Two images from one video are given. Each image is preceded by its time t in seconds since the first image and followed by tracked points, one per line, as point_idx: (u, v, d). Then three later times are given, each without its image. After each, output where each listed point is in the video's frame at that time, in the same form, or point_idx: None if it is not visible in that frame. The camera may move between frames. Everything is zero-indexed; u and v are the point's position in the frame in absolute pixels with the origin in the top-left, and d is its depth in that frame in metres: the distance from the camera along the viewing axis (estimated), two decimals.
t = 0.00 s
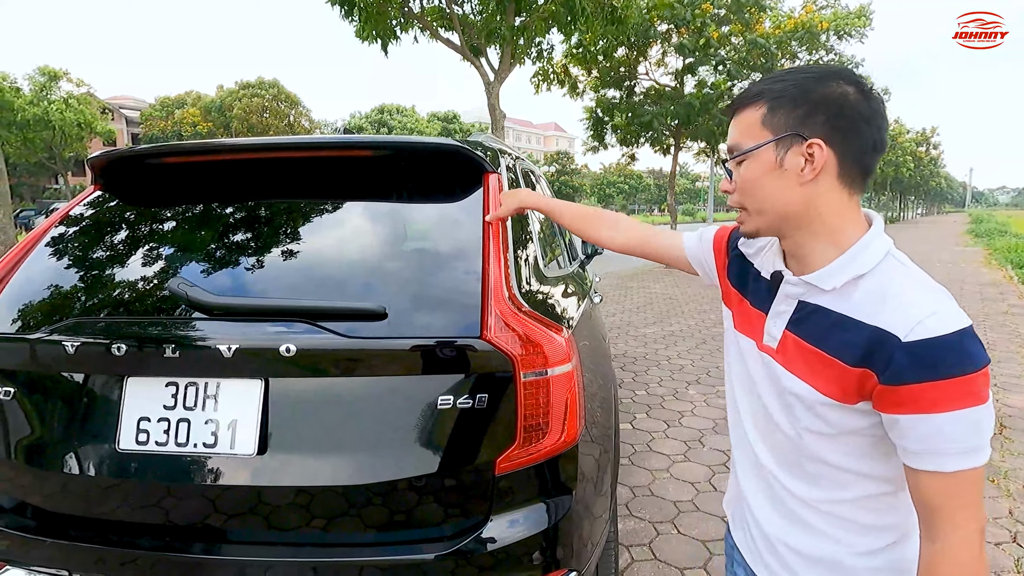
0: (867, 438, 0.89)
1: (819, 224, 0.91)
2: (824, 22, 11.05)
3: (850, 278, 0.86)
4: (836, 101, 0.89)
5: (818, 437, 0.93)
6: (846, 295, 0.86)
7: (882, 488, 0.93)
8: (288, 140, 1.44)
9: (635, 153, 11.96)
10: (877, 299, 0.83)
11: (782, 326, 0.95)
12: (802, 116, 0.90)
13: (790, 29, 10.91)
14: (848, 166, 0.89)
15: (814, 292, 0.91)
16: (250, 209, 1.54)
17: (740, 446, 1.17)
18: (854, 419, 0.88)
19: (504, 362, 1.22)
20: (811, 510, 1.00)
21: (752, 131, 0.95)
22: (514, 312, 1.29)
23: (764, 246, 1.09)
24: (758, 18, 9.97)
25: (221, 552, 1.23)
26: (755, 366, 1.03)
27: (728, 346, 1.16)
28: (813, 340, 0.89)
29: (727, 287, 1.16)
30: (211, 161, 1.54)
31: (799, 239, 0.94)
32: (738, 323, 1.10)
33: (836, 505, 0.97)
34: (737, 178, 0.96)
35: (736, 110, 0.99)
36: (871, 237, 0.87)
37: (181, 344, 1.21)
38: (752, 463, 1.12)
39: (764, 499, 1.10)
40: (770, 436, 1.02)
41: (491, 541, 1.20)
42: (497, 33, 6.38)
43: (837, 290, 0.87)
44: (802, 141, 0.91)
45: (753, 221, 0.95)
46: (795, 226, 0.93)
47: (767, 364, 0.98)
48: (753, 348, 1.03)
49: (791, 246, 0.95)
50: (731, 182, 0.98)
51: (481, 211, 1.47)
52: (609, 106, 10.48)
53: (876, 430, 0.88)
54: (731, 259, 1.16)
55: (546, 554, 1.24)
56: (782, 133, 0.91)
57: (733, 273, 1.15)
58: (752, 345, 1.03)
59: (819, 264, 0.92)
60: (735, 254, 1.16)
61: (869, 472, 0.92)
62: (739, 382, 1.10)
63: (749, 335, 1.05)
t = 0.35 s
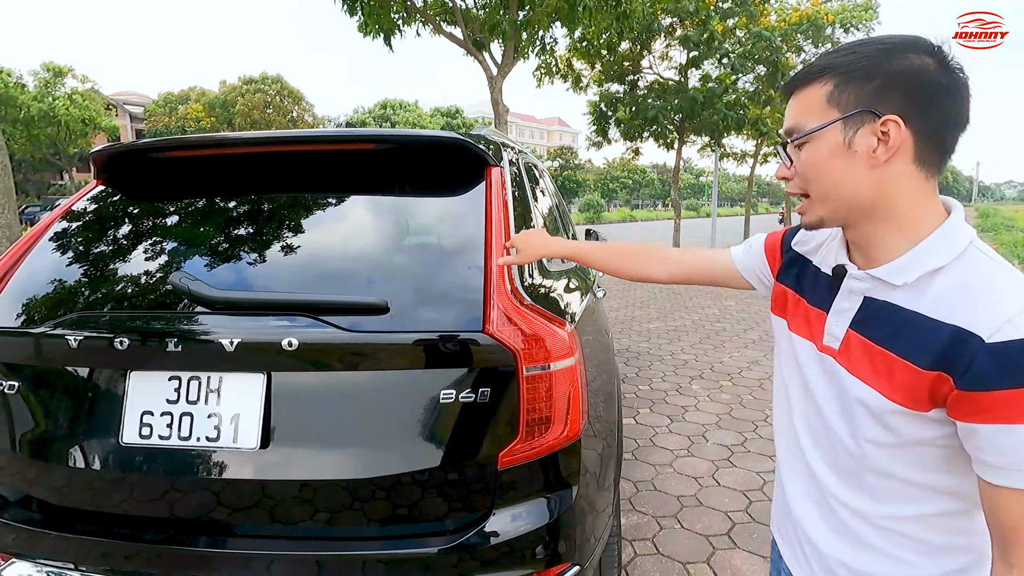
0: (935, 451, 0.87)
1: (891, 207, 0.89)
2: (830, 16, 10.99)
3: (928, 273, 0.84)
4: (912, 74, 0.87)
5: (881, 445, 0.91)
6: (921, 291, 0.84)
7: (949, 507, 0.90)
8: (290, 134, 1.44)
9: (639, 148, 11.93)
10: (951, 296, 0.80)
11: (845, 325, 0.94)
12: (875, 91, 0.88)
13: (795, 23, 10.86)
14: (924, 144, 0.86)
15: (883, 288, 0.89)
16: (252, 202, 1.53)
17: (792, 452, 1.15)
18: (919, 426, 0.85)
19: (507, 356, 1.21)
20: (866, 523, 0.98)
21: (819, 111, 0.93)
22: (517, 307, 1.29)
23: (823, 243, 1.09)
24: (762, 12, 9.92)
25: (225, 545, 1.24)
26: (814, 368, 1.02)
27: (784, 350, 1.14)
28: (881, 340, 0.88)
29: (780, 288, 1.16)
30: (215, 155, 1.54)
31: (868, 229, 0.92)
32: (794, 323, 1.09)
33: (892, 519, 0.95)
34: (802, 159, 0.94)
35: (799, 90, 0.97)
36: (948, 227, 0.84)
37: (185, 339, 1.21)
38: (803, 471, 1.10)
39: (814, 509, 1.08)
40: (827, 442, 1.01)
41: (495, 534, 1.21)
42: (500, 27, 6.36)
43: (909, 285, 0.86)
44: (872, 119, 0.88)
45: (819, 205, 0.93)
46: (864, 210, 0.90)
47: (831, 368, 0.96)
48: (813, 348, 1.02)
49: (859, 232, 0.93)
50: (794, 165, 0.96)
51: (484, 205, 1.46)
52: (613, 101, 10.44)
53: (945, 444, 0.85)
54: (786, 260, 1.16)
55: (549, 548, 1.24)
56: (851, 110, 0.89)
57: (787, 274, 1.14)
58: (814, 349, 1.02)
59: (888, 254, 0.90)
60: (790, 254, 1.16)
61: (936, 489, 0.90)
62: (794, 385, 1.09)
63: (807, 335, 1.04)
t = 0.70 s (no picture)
0: (988, 456, 0.81)
1: (949, 195, 0.85)
2: (834, 9, 10.93)
3: (985, 265, 0.78)
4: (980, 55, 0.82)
5: (931, 451, 0.84)
6: (978, 283, 0.78)
7: (1003, 520, 0.84)
8: (293, 128, 1.44)
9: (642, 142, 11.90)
10: (1013, 287, 0.75)
11: (891, 319, 0.88)
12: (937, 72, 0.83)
13: (799, 16, 10.80)
14: (990, 129, 0.82)
15: (936, 279, 0.83)
16: (255, 197, 1.54)
17: (823, 459, 1.08)
18: (970, 429, 0.79)
19: (509, 350, 1.21)
20: (908, 536, 0.90)
21: (876, 92, 0.89)
22: (519, 301, 1.29)
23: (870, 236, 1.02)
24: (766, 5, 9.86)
25: (230, 538, 1.24)
26: (852, 366, 0.96)
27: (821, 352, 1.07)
28: (929, 334, 0.82)
29: (823, 292, 1.08)
30: (218, 150, 1.54)
31: (924, 218, 0.87)
32: (836, 324, 1.01)
33: (935, 532, 0.87)
34: (853, 143, 0.90)
35: (854, 71, 0.93)
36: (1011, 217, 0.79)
37: (189, 333, 1.22)
38: (834, 478, 1.03)
39: (846, 520, 1.00)
40: (864, 445, 0.94)
41: (497, 528, 1.21)
42: (503, 21, 6.34)
43: (965, 276, 0.80)
44: (934, 102, 0.84)
45: (869, 191, 0.90)
46: (919, 198, 0.86)
47: (872, 366, 0.90)
48: (852, 347, 0.95)
49: (911, 221, 0.89)
50: (843, 150, 0.93)
51: (487, 200, 1.46)
52: (616, 95, 10.41)
53: (999, 448, 0.80)
54: (829, 262, 1.09)
55: (552, 541, 1.25)
56: (910, 92, 0.85)
57: (829, 277, 1.07)
58: (854, 349, 0.95)
59: (943, 245, 0.86)
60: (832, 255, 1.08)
61: (990, 499, 0.83)
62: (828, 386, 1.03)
63: (850, 335, 0.97)
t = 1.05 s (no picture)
0: (1012, 462, 0.79)
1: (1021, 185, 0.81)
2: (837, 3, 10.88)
3: None
4: None
5: (951, 453, 0.82)
6: None
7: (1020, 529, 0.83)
8: (293, 122, 1.44)
9: (644, 138, 11.88)
10: None
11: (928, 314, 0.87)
12: None
13: (802, 10, 10.76)
14: None
15: (981, 273, 0.81)
16: (256, 192, 1.54)
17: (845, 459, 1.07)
18: (997, 433, 0.78)
19: (511, 344, 1.22)
20: (921, 539, 0.89)
21: (960, 66, 0.83)
22: (521, 294, 1.29)
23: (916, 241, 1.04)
24: None
25: (232, 530, 1.25)
26: (880, 364, 0.95)
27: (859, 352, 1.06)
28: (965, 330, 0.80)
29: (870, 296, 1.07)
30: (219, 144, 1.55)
31: (990, 208, 0.84)
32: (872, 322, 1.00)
33: (944, 534, 0.86)
34: (928, 119, 0.85)
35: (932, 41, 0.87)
36: None
37: (191, 326, 1.22)
38: (852, 474, 1.02)
39: (859, 518, 1.00)
40: (884, 444, 0.93)
41: (498, 521, 1.22)
42: (504, 15, 6.34)
43: (1013, 273, 0.77)
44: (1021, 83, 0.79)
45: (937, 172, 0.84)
46: (991, 185, 0.82)
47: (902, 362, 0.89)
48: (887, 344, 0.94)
49: (973, 210, 0.85)
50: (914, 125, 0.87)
51: (488, 194, 1.46)
52: (617, 90, 10.39)
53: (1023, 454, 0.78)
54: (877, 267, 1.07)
55: (553, 534, 1.25)
56: (999, 70, 0.80)
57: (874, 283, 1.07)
58: (888, 345, 0.94)
59: (1002, 238, 0.83)
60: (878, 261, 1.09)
61: (1008, 507, 0.82)
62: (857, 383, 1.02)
63: (884, 332, 0.96)
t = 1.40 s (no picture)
0: None
1: None
2: None
3: None
4: None
5: (998, 461, 0.81)
6: None
7: None
8: (295, 118, 1.45)
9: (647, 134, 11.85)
10: None
11: (969, 315, 0.88)
12: None
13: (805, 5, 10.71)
14: None
15: None
16: (260, 188, 1.54)
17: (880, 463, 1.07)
18: None
19: (514, 340, 1.22)
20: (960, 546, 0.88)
21: None
22: (524, 290, 1.29)
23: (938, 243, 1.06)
24: None
25: (238, 525, 1.26)
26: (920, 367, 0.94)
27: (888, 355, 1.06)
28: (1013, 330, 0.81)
29: (891, 300, 1.09)
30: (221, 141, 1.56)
31: None
32: (895, 323, 1.02)
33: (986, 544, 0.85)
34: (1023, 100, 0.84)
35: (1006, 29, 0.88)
36: None
37: (196, 322, 1.23)
38: (885, 478, 1.03)
39: (893, 522, 1.00)
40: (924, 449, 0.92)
41: (502, 516, 1.22)
42: (506, 11, 6.32)
43: None
44: None
45: None
46: None
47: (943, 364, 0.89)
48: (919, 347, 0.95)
49: None
50: (1008, 103, 0.85)
51: (491, 191, 1.46)
52: (620, 86, 10.36)
53: None
54: (896, 272, 1.10)
55: (556, 528, 1.26)
56: None
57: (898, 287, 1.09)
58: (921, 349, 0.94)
59: None
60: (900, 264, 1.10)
61: None
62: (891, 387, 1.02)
63: (916, 333, 0.96)
